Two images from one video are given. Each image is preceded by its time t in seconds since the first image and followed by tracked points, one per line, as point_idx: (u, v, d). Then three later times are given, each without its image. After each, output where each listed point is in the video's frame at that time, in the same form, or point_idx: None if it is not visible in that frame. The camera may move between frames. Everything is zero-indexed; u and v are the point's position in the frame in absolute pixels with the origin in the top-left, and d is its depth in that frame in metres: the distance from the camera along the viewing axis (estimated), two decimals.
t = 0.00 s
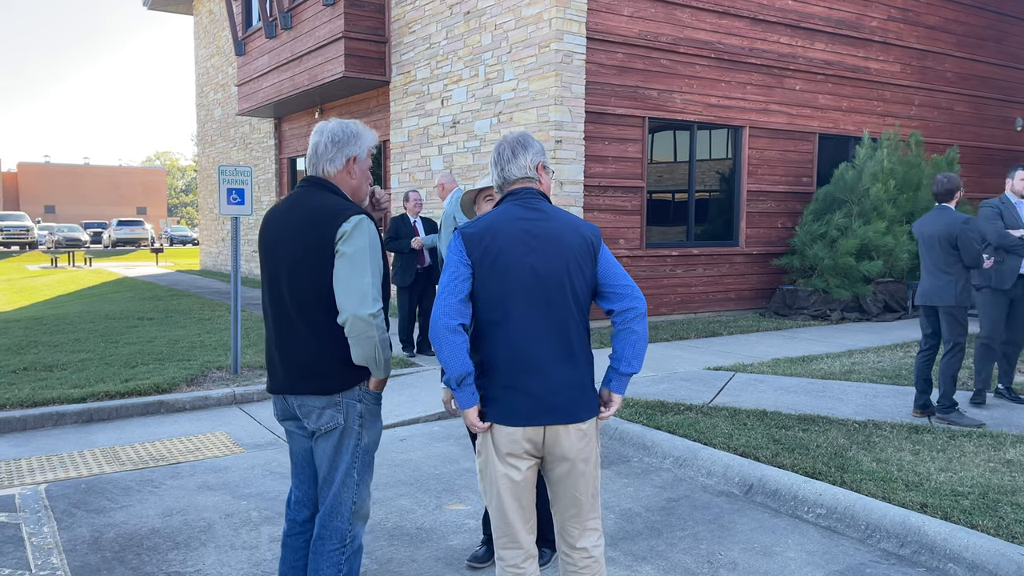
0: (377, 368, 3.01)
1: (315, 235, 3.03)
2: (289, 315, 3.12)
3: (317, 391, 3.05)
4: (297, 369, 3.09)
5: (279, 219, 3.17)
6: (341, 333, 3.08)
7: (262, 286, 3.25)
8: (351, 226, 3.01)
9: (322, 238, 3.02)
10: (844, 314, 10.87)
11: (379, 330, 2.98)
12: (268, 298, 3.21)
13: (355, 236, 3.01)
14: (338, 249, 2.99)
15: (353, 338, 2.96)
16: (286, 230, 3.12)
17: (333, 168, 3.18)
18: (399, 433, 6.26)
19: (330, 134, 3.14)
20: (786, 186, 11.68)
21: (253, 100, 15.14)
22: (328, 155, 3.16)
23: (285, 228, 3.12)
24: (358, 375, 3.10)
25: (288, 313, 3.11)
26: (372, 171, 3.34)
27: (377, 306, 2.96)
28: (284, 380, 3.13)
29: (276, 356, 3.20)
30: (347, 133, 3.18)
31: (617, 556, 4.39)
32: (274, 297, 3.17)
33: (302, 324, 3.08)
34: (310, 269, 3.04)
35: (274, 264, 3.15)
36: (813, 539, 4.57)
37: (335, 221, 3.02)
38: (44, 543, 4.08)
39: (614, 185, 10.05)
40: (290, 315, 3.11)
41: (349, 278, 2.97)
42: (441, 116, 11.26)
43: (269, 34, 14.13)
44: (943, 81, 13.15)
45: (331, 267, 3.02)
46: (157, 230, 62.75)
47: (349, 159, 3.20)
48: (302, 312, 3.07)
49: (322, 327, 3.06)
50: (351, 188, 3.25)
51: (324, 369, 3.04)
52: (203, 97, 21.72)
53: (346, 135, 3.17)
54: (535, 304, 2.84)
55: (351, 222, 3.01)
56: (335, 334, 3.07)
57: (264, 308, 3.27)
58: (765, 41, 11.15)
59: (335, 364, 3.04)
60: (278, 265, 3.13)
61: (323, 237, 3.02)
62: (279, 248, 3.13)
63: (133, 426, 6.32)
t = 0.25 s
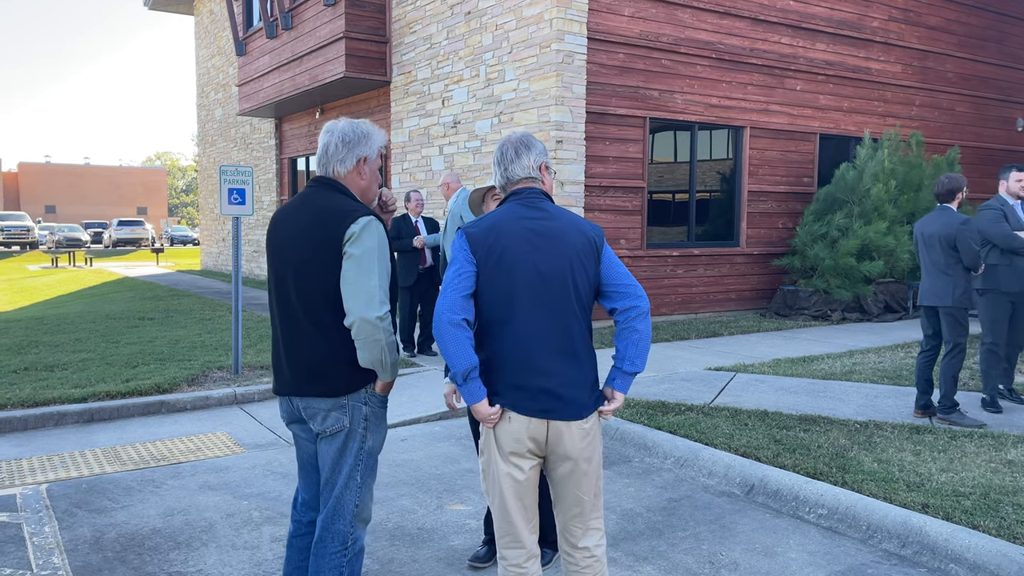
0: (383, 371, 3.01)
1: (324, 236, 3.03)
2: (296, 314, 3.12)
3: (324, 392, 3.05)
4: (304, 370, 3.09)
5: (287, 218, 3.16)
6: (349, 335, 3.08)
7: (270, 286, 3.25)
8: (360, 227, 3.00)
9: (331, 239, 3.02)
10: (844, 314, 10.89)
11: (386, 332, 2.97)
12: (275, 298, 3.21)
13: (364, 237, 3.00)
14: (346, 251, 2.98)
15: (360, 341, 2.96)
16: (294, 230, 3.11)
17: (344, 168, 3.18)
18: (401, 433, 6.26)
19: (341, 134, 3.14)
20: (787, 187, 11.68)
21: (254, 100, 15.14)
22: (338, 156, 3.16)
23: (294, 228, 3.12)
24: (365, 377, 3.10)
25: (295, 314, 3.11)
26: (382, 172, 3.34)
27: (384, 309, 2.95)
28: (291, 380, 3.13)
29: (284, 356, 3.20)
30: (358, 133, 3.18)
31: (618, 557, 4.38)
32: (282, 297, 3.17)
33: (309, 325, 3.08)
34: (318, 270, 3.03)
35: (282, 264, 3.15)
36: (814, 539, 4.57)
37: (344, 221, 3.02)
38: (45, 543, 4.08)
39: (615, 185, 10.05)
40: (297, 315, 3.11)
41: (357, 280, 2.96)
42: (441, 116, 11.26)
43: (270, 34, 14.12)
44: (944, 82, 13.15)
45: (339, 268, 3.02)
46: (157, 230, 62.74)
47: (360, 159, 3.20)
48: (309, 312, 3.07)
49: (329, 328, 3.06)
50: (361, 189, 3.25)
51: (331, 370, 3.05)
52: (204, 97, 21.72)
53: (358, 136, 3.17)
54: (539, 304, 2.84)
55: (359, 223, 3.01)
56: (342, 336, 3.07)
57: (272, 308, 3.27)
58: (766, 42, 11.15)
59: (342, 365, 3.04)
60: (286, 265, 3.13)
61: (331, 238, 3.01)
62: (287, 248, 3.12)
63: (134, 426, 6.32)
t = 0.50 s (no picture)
0: (391, 374, 3.01)
1: (333, 237, 3.02)
2: (302, 315, 3.11)
3: (329, 394, 3.05)
4: (310, 371, 3.08)
5: (295, 218, 3.16)
6: (356, 337, 3.07)
7: (276, 286, 3.24)
8: (369, 229, 3.00)
9: (339, 240, 3.01)
10: (844, 315, 10.89)
11: (395, 335, 2.97)
12: (282, 298, 3.21)
13: (373, 239, 3.00)
14: (356, 253, 2.97)
15: (369, 343, 2.95)
16: (303, 230, 3.11)
17: (352, 168, 3.18)
18: (401, 433, 6.26)
19: (350, 134, 3.14)
20: (787, 187, 11.68)
21: (254, 100, 15.14)
22: (347, 156, 3.16)
23: (302, 228, 3.12)
24: (372, 379, 3.09)
25: (302, 314, 3.11)
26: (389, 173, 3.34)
27: (393, 311, 2.94)
28: (296, 381, 3.13)
29: (288, 357, 3.20)
30: (367, 134, 3.18)
31: (619, 557, 4.38)
32: (287, 297, 3.17)
33: (316, 326, 3.08)
34: (326, 271, 3.03)
35: (289, 265, 3.14)
36: (814, 539, 4.57)
37: (353, 223, 3.01)
38: (46, 543, 4.08)
39: (614, 185, 10.05)
40: (303, 316, 3.11)
41: (366, 282, 2.95)
42: (441, 117, 11.26)
43: (269, 34, 14.12)
44: (944, 82, 13.15)
45: (347, 269, 3.01)
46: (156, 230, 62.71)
47: (367, 160, 3.19)
48: (316, 314, 3.07)
49: (337, 330, 3.06)
50: (368, 189, 3.25)
51: (337, 372, 3.04)
52: (203, 97, 21.71)
53: (367, 136, 3.17)
54: (542, 301, 2.85)
55: (369, 225, 3.00)
56: (349, 339, 3.06)
57: (276, 308, 3.26)
58: (766, 42, 11.16)
59: (348, 367, 3.04)
60: (293, 265, 3.13)
61: (339, 239, 3.01)
62: (295, 248, 3.12)
63: (134, 426, 6.31)
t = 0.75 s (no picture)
0: (397, 374, 3.01)
1: (339, 238, 3.02)
2: (307, 316, 3.11)
3: (334, 395, 3.05)
4: (315, 372, 3.08)
5: (300, 218, 3.15)
6: (363, 338, 3.07)
7: (279, 286, 3.23)
8: (376, 230, 3.00)
9: (346, 241, 3.01)
10: (843, 315, 10.89)
11: (402, 336, 2.98)
12: (285, 299, 3.20)
13: (380, 240, 3.00)
14: (363, 254, 2.97)
15: (377, 344, 2.96)
16: (308, 230, 3.10)
17: (355, 168, 3.18)
18: (400, 434, 6.25)
19: (354, 135, 3.14)
20: (786, 188, 11.69)
21: (252, 101, 15.13)
22: (350, 157, 3.16)
23: (307, 229, 3.11)
24: (378, 380, 3.09)
25: (307, 315, 3.10)
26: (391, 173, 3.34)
27: (401, 313, 2.96)
28: (300, 381, 3.12)
29: (292, 357, 3.19)
30: (370, 135, 3.19)
31: (619, 558, 4.38)
32: (291, 297, 3.16)
33: (321, 326, 3.07)
34: (332, 272, 3.02)
35: (294, 265, 3.14)
36: (814, 540, 4.57)
37: (360, 224, 3.01)
38: (44, 544, 4.07)
39: (613, 186, 10.05)
40: (308, 316, 3.11)
41: (374, 283, 2.96)
42: (440, 117, 11.26)
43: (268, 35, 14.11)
44: (942, 83, 13.17)
45: (353, 270, 3.01)
46: (155, 231, 62.64)
47: (371, 160, 3.20)
48: (321, 314, 3.07)
49: (342, 331, 3.06)
50: (371, 190, 3.25)
51: (342, 373, 3.04)
52: (202, 98, 21.69)
53: (371, 137, 3.18)
54: (543, 301, 2.85)
55: (375, 226, 3.00)
56: (354, 339, 3.06)
57: (279, 307, 3.25)
58: (765, 43, 11.16)
59: (353, 368, 3.04)
60: (298, 265, 3.12)
61: (345, 239, 3.01)
62: (300, 248, 3.11)
63: (133, 427, 6.30)
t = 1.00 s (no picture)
0: (398, 375, 3.01)
1: (340, 238, 3.02)
2: (308, 316, 3.10)
3: (334, 396, 3.04)
4: (316, 372, 3.07)
5: (302, 218, 3.15)
6: (364, 339, 3.07)
7: (279, 286, 3.23)
8: (378, 232, 2.99)
9: (347, 242, 3.00)
10: (841, 316, 10.88)
11: (405, 337, 2.98)
12: (286, 299, 3.19)
13: (382, 241, 2.99)
14: (366, 255, 2.97)
15: (379, 345, 2.96)
16: (309, 230, 3.10)
17: (357, 170, 3.17)
18: (398, 435, 6.24)
19: (356, 136, 3.13)
20: (783, 188, 11.70)
21: (250, 102, 15.12)
22: (352, 157, 3.15)
23: (309, 229, 3.11)
24: (378, 381, 3.09)
25: (307, 316, 3.09)
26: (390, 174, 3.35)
27: (404, 314, 2.96)
28: (300, 382, 3.12)
29: (292, 357, 3.18)
30: (372, 136, 3.19)
31: (617, 559, 4.38)
32: (292, 297, 3.15)
33: (322, 327, 3.06)
34: (333, 273, 3.02)
35: (295, 266, 3.13)
36: (813, 540, 4.57)
37: (362, 225, 3.00)
38: (42, 546, 4.06)
39: (611, 187, 10.05)
40: (309, 317, 3.10)
41: (376, 284, 2.96)
42: (438, 118, 11.26)
43: (266, 36, 14.10)
44: (939, 83, 13.19)
45: (355, 271, 3.00)
46: (152, 232, 62.55)
47: (373, 161, 3.20)
48: (322, 315, 3.06)
49: (343, 332, 3.05)
50: (371, 191, 3.25)
51: (343, 374, 3.03)
52: (199, 99, 21.67)
53: (372, 138, 3.18)
54: (544, 301, 2.85)
55: (378, 227, 3.00)
56: (356, 340, 3.06)
57: (280, 307, 3.25)
58: (763, 44, 11.18)
59: (355, 369, 3.03)
60: (299, 265, 3.11)
61: (347, 240, 3.00)
62: (301, 248, 3.11)
63: (131, 429, 6.29)
